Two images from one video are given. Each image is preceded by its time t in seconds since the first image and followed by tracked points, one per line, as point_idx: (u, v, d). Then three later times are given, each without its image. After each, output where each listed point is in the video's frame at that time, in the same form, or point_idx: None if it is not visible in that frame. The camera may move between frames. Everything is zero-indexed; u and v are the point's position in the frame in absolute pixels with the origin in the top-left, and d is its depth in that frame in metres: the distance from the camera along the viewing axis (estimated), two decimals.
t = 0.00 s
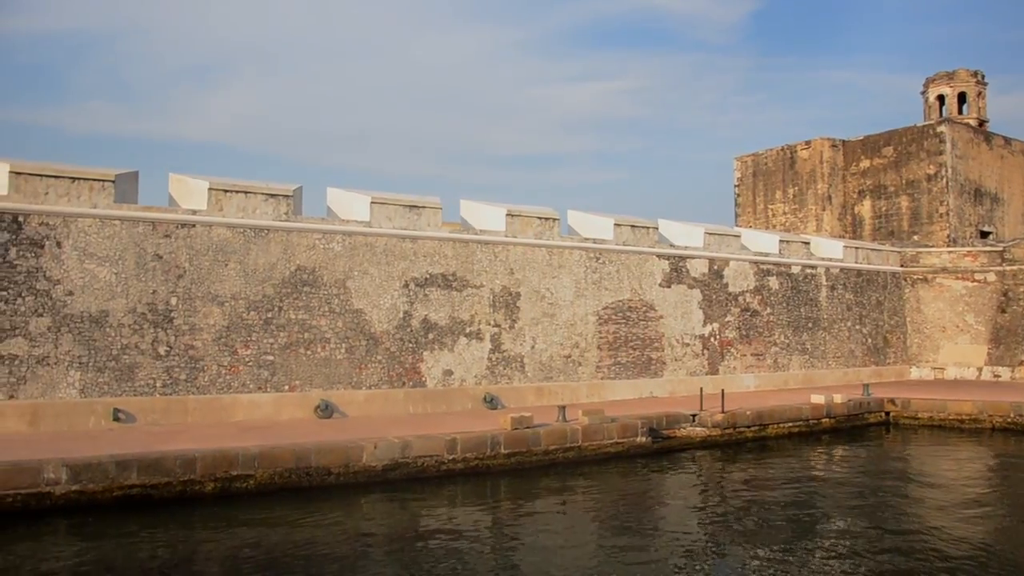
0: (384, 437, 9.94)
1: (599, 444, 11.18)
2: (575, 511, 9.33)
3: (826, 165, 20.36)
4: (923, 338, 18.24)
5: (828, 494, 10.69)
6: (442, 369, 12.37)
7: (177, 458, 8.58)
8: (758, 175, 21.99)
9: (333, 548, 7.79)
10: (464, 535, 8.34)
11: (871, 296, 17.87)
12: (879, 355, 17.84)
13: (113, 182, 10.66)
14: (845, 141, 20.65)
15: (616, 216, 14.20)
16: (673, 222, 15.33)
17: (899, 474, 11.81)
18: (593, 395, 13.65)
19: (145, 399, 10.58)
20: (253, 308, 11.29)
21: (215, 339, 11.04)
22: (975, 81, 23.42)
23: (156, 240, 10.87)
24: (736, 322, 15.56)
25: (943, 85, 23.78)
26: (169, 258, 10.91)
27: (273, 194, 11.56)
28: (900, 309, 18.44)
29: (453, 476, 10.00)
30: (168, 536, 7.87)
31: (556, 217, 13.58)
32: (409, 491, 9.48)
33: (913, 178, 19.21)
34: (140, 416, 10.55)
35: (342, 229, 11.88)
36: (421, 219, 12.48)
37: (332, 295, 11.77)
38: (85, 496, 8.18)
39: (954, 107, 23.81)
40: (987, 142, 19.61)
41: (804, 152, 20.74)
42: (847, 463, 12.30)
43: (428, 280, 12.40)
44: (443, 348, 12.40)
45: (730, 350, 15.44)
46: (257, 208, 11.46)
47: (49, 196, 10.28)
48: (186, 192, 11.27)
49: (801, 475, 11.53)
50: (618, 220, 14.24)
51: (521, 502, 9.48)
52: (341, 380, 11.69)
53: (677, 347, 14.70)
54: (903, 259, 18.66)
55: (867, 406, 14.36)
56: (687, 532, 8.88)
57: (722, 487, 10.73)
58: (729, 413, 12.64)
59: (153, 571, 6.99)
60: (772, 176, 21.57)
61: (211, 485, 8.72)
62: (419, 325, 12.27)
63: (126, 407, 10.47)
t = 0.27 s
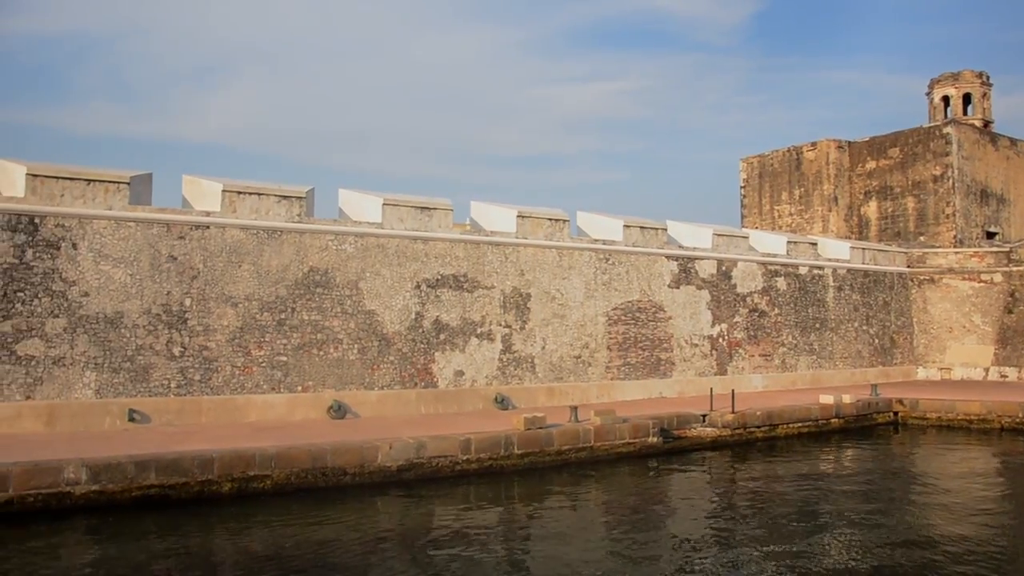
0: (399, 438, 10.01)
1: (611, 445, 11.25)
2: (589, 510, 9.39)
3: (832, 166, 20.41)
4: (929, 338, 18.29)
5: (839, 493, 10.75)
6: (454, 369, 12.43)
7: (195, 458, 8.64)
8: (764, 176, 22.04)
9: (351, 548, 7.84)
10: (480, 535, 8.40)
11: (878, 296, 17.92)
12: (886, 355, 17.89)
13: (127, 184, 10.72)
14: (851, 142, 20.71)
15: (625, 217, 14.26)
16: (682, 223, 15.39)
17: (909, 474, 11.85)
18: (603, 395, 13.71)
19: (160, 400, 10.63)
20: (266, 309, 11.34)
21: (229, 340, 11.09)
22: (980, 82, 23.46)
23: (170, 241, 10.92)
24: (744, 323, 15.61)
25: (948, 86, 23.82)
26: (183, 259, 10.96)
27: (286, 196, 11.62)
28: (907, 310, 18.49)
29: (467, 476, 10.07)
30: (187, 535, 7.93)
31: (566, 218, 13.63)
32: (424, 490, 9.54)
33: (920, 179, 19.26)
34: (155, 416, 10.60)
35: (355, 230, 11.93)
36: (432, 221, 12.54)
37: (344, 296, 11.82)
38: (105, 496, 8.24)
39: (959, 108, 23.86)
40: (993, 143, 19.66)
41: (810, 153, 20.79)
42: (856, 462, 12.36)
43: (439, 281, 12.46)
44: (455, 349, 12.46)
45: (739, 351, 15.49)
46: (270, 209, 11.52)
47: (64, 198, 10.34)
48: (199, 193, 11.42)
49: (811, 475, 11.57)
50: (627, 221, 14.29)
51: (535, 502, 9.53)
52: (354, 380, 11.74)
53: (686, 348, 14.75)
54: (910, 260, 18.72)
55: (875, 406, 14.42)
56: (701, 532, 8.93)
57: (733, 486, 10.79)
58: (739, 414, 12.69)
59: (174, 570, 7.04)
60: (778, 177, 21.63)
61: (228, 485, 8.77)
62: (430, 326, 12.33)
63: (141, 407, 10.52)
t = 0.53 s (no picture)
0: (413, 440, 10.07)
1: (623, 447, 11.32)
2: (603, 511, 9.45)
3: (838, 169, 20.47)
4: (936, 341, 18.32)
5: (850, 495, 10.80)
6: (465, 372, 12.48)
7: (214, 459, 8.69)
8: (770, 179, 22.11)
9: (370, 549, 7.89)
10: (496, 535, 8.46)
11: (885, 299, 17.97)
12: (893, 358, 17.94)
13: (143, 187, 10.78)
14: (857, 146, 20.77)
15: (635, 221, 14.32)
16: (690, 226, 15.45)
17: (919, 476, 11.90)
18: (613, 398, 13.76)
19: (175, 402, 10.68)
20: (280, 311, 11.39)
21: (243, 342, 11.15)
22: (986, 86, 23.52)
23: (185, 244, 10.98)
24: (753, 326, 15.66)
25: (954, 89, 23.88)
26: (197, 262, 11.01)
27: (300, 199, 11.68)
28: (914, 312, 18.54)
29: (482, 478, 10.13)
30: (207, 536, 7.97)
31: (576, 221, 13.70)
32: (439, 492, 9.60)
33: (926, 182, 19.31)
34: (170, 418, 10.65)
35: (367, 233, 11.99)
36: (444, 223, 12.60)
37: (357, 299, 11.88)
38: (124, 497, 8.30)
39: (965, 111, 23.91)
40: (1000, 146, 19.72)
41: (816, 156, 20.85)
42: (866, 465, 12.41)
43: (451, 284, 12.52)
44: (466, 351, 12.51)
45: (748, 353, 15.53)
46: (284, 212, 11.58)
47: (81, 201, 10.41)
48: (213, 196, 11.49)
49: (822, 477, 11.62)
50: (637, 224, 14.36)
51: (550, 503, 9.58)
52: (367, 382, 11.80)
53: (695, 350, 14.80)
54: (917, 262, 18.77)
55: (884, 408, 14.48)
56: (716, 533, 8.98)
57: (744, 488, 10.85)
58: (749, 416, 12.75)
59: (195, 571, 7.09)
60: (784, 180, 21.69)
61: (245, 486, 8.82)
62: (442, 328, 12.38)
63: (156, 409, 10.58)
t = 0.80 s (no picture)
0: (431, 441, 10.13)
1: (637, 449, 11.38)
2: (621, 513, 9.50)
3: (846, 172, 20.54)
4: (945, 345, 18.36)
5: (863, 497, 10.84)
6: (479, 374, 12.55)
7: (234, 460, 8.75)
8: (778, 183, 22.18)
9: (391, 549, 7.95)
10: (516, 536, 8.52)
11: (894, 303, 18.03)
12: (902, 362, 17.98)
13: (161, 190, 10.84)
14: (865, 149, 20.84)
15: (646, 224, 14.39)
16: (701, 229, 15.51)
17: (932, 478, 11.94)
18: (625, 400, 13.82)
19: (192, 403, 10.74)
20: (296, 313, 11.46)
21: (260, 343, 11.21)
22: (993, 89, 23.59)
23: (202, 246, 11.04)
24: (763, 329, 15.71)
25: (961, 93, 23.96)
26: (215, 264, 11.08)
27: (316, 201, 11.75)
28: (922, 316, 18.59)
29: (498, 479, 10.19)
30: (229, 536, 8.03)
31: (589, 224, 13.76)
32: (457, 493, 9.66)
33: (934, 186, 19.37)
34: (188, 419, 10.71)
35: (382, 235, 12.06)
36: (458, 226, 12.67)
37: (372, 301, 11.95)
38: (146, 497, 8.36)
39: (972, 115, 23.99)
40: (1008, 150, 19.79)
41: (824, 160, 20.92)
42: (878, 467, 12.46)
43: (465, 287, 12.58)
44: (480, 354, 12.58)
45: (758, 356, 15.59)
46: (300, 215, 11.64)
47: (100, 203, 10.48)
48: (230, 199, 11.57)
49: (835, 480, 11.66)
50: (648, 227, 14.42)
51: (567, 504, 9.64)
52: (381, 384, 11.86)
53: (706, 353, 14.86)
54: (925, 266, 18.82)
55: (894, 411, 14.53)
56: (733, 535, 9.03)
57: (758, 490, 10.90)
58: (761, 418, 12.81)
59: (220, 571, 7.15)
60: (792, 183, 21.76)
61: (265, 487, 8.88)
62: (456, 330, 12.44)
63: (174, 410, 10.64)
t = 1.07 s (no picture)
0: (445, 439, 10.20)
1: (649, 447, 11.45)
2: (634, 511, 9.56)
3: (854, 173, 20.59)
4: (952, 345, 18.40)
5: (875, 496, 10.89)
6: (490, 373, 12.61)
7: (252, 458, 8.82)
8: (785, 183, 22.24)
9: (409, 546, 8.01)
10: (532, 533, 8.57)
11: (901, 303, 18.07)
12: (909, 362, 18.03)
13: (176, 189, 10.90)
14: (872, 150, 20.88)
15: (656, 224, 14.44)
16: (710, 229, 15.56)
17: (942, 478, 11.99)
18: (635, 399, 13.87)
19: (206, 401, 10.80)
20: (310, 312, 11.52)
21: (274, 342, 11.27)
22: (1000, 90, 23.62)
23: (217, 245, 11.10)
24: (772, 329, 15.77)
25: (968, 94, 23.99)
26: (229, 263, 11.14)
27: (329, 201, 11.81)
28: (930, 316, 18.63)
29: (512, 478, 10.26)
30: (247, 533, 8.09)
31: (599, 224, 13.82)
32: (471, 490, 9.73)
33: (942, 187, 19.41)
34: (202, 417, 10.77)
35: (395, 235, 12.12)
36: (470, 226, 12.72)
37: (385, 300, 12.00)
38: (165, 494, 8.43)
39: (978, 116, 24.02)
40: (1015, 151, 19.82)
41: (832, 161, 20.97)
42: (888, 467, 12.51)
43: (477, 286, 12.64)
44: (491, 353, 12.64)
45: (766, 356, 15.64)
46: (313, 214, 11.70)
47: (116, 202, 10.54)
48: (244, 198, 11.63)
49: (845, 479, 11.72)
50: (658, 227, 14.48)
51: (581, 503, 9.69)
52: (394, 383, 11.92)
53: (715, 353, 14.92)
54: (932, 267, 18.86)
55: (903, 411, 14.59)
56: (747, 533, 9.09)
57: (769, 488, 10.96)
58: (772, 418, 12.86)
59: (240, 567, 7.21)
60: (799, 183, 21.82)
61: (283, 485, 8.94)
62: (468, 329, 12.50)
63: (189, 408, 10.69)
